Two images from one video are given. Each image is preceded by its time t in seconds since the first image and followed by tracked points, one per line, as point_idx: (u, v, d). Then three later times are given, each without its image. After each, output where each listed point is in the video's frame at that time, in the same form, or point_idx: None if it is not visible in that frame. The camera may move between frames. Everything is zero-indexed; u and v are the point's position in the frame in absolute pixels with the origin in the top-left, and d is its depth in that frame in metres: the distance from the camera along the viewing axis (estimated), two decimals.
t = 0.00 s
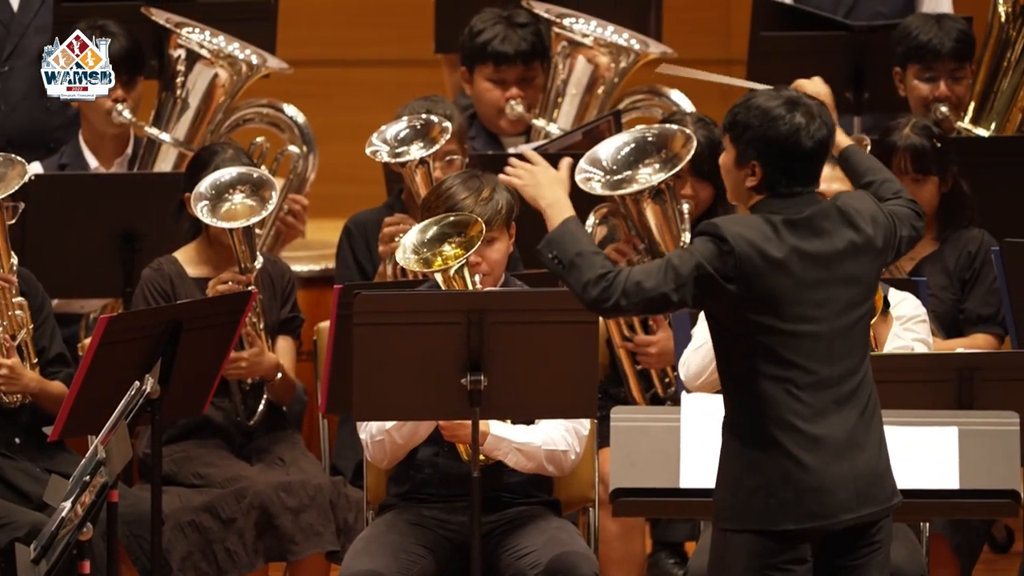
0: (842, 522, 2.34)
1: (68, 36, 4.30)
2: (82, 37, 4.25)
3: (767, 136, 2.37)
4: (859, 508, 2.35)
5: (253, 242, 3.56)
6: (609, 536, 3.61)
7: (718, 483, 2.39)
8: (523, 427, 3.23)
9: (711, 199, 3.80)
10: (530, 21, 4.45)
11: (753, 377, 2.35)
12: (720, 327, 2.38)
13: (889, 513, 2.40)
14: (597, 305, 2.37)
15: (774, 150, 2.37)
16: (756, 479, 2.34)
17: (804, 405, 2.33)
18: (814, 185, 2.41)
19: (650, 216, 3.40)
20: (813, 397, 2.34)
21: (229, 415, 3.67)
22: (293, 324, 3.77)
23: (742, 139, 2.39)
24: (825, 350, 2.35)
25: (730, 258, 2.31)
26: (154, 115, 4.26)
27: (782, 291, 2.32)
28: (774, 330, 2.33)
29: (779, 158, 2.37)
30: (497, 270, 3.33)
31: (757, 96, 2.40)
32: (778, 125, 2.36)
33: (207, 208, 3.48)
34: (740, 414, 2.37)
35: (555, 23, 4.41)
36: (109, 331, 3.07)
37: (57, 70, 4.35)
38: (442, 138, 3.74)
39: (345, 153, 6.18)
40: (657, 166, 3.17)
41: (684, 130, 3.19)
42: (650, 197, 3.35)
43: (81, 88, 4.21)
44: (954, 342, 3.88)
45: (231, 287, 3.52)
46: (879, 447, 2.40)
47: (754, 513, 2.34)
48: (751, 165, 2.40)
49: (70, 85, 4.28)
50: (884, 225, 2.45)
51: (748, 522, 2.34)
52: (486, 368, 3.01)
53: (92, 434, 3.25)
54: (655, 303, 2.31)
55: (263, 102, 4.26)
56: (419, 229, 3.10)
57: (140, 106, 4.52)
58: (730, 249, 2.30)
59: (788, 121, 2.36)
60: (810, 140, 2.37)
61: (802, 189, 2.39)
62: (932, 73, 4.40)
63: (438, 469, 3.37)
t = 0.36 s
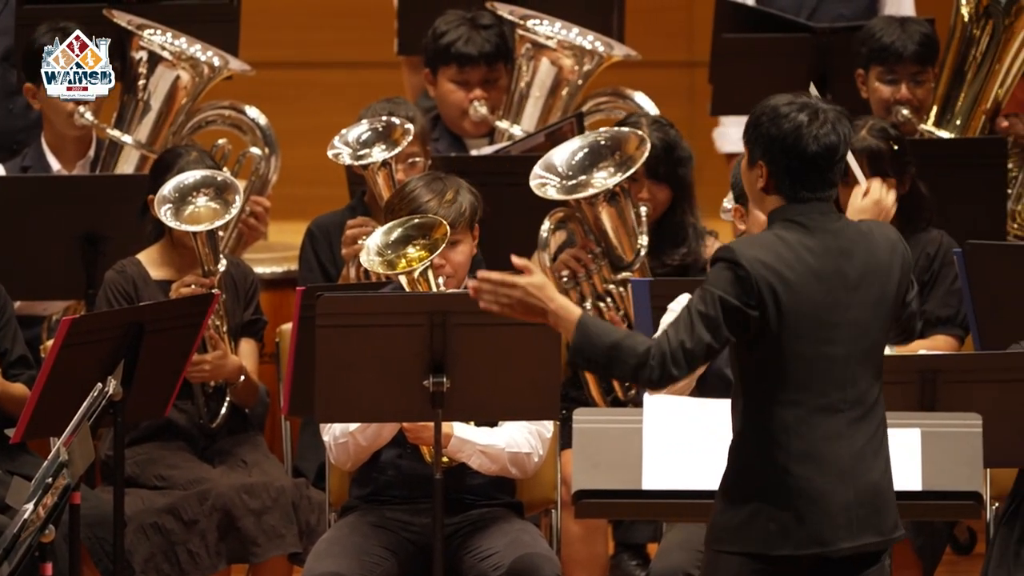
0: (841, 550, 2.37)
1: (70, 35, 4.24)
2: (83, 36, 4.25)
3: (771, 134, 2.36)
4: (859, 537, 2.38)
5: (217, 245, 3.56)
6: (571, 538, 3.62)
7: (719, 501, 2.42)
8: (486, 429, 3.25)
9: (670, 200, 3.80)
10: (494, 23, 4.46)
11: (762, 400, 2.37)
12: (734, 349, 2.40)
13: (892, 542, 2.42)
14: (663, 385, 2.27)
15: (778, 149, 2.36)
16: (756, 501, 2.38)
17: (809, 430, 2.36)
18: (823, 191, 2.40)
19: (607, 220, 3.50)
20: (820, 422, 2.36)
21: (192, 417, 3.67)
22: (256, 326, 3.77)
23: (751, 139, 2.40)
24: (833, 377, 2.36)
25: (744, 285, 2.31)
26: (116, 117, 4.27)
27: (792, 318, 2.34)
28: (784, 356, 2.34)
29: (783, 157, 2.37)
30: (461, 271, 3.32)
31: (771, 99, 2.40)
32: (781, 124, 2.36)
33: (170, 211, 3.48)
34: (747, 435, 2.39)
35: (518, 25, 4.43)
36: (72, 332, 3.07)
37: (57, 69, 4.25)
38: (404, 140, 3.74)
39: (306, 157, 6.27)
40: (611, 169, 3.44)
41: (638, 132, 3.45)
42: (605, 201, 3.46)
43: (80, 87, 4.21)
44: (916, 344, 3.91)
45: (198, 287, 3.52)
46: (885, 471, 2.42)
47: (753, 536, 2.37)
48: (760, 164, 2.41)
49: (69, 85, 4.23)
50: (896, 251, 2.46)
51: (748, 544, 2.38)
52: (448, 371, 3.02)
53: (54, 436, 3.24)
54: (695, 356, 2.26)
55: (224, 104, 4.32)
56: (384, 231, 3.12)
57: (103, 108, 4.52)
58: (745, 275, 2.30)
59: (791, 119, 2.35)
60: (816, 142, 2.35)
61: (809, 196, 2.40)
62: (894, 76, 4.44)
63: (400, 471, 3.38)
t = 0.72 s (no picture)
0: (828, 563, 2.35)
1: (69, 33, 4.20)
2: (81, 35, 4.20)
3: (767, 138, 2.34)
4: (846, 549, 2.36)
5: (174, 246, 3.55)
6: (528, 539, 3.64)
7: (708, 510, 2.39)
8: (444, 428, 3.26)
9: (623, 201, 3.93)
10: (453, 24, 4.47)
11: (754, 413, 2.35)
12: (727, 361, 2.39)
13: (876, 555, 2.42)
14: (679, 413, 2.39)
15: (772, 155, 2.34)
16: (746, 513, 2.35)
17: (803, 445, 2.33)
18: (819, 199, 2.37)
19: (560, 220, 3.56)
20: (812, 435, 2.34)
21: (149, 419, 3.68)
22: (213, 327, 3.78)
23: (751, 143, 2.37)
24: (827, 391, 2.34)
25: (742, 300, 2.29)
26: (73, 119, 4.32)
27: (789, 332, 2.31)
28: (779, 370, 2.32)
29: (777, 163, 2.34)
30: (418, 272, 3.33)
31: (773, 103, 2.38)
32: (777, 129, 2.33)
33: (128, 212, 3.47)
34: (735, 448, 2.37)
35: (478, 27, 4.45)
36: (29, 334, 3.06)
37: (57, 69, 4.16)
38: (361, 142, 3.76)
39: (262, 157, 6.57)
40: (564, 171, 3.52)
41: (589, 135, 3.56)
42: (558, 201, 3.52)
43: (79, 88, 4.20)
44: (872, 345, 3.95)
45: (153, 290, 3.51)
46: (870, 483, 2.40)
47: (741, 548, 2.35)
48: (757, 168, 2.38)
49: (69, 85, 4.19)
50: (884, 262, 2.44)
51: (736, 556, 2.35)
52: (405, 372, 3.03)
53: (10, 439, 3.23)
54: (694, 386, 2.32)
55: (181, 105, 4.31)
56: (343, 230, 3.13)
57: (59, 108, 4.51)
58: (742, 294, 2.29)
59: (787, 125, 2.32)
60: (810, 150, 2.32)
61: (803, 206, 2.37)
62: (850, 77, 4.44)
63: (357, 472, 3.39)
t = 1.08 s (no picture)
0: (808, 565, 2.26)
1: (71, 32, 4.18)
2: (82, 36, 4.17)
3: (762, 137, 2.28)
4: (828, 552, 2.28)
5: (136, 246, 3.54)
6: (489, 539, 3.66)
7: (690, 510, 2.31)
8: (406, 426, 3.27)
9: (586, 202, 3.95)
10: (417, 24, 4.48)
11: (737, 412, 2.28)
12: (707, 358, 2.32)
13: (857, 557, 2.33)
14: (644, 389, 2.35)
15: (766, 154, 2.28)
16: (726, 512, 2.27)
17: (787, 444, 2.26)
18: (813, 202, 2.31)
19: (524, 221, 3.57)
20: (796, 436, 2.26)
21: (111, 419, 3.66)
22: (174, 327, 3.78)
23: (746, 140, 2.31)
24: (812, 391, 2.27)
25: (724, 295, 2.23)
26: (34, 119, 4.32)
27: (775, 330, 2.25)
28: (762, 368, 2.25)
29: (771, 162, 2.28)
30: (380, 270, 3.34)
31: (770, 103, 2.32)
32: (773, 128, 2.27)
33: (90, 211, 3.46)
34: (716, 447, 2.29)
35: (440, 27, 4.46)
36: None
37: (57, 70, 4.21)
38: (322, 138, 3.75)
39: (223, 157, 6.59)
40: (528, 171, 3.54)
41: (553, 135, 3.57)
42: (523, 202, 3.54)
43: (80, 89, 4.22)
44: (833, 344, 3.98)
45: (115, 290, 3.50)
46: (853, 487, 2.32)
47: (722, 548, 2.27)
48: (751, 165, 2.32)
49: (69, 84, 4.24)
50: (870, 266, 2.39)
51: (715, 556, 2.27)
52: (367, 372, 3.03)
53: None
54: (662, 372, 2.27)
55: (143, 104, 4.30)
56: (306, 228, 3.14)
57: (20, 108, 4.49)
58: (724, 288, 2.22)
59: (783, 124, 2.26)
60: (806, 150, 2.25)
61: (795, 207, 2.31)
62: (813, 77, 4.46)
63: (319, 472, 3.40)
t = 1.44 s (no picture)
0: (766, 565, 2.28)
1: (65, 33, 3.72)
2: (81, 34, 3.71)
3: (743, 142, 2.29)
4: (786, 554, 2.30)
5: (93, 245, 3.54)
6: (448, 539, 3.67)
7: (653, 505, 2.34)
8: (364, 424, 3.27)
9: (548, 204, 3.95)
10: (371, 26, 4.50)
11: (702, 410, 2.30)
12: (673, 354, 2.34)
13: (816, 560, 2.35)
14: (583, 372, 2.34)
15: (750, 159, 2.29)
16: (688, 509, 2.29)
17: (750, 444, 2.27)
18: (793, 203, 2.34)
19: (485, 222, 3.57)
20: (758, 437, 2.28)
21: (68, 419, 3.66)
22: (132, 327, 3.77)
23: (725, 142, 2.33)
24: (777, 392, 2.29)
25: (689, 291, 2.25)
26: None
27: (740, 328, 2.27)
28: (727, 368, 2.27)
29: (754, 167, 2.30)
30: (338, 268, 3.34)
31: (746, 106, 2.33)
32: (755, 133, 2.29)
33: (47, 211, 3.45)
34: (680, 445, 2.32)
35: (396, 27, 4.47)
36: None
37: (57, 70, 3.72)
38: (281, 138, 3.77)
39: (183, 158, 6.55)
40: (492, 172, 3.54)
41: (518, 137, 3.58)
42: (485, 202, 3.53)
43: (81, 88, 3.69)
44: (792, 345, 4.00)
45: (72, 290, 3.48)
46: (816, 489, 2.34)
47: (682, 544, 2.29)
48: (730, 168, 2.34)
49: (70, 83, 3.73)
50: (847, 269, 2.39)
51: (676, 552, 2.30)
52: (326, 373, 3.03)
53: None
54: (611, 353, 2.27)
55: (100, 106, 4.31)
56: (264, 225, 3.14)
57: None
58: (689, 284, 2.25)
59: (766, 129, 2.28)
60: (790, 153, 2.28)
61: (777, 209, 2.33)
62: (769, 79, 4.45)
63: (277, 473, 3.39)
